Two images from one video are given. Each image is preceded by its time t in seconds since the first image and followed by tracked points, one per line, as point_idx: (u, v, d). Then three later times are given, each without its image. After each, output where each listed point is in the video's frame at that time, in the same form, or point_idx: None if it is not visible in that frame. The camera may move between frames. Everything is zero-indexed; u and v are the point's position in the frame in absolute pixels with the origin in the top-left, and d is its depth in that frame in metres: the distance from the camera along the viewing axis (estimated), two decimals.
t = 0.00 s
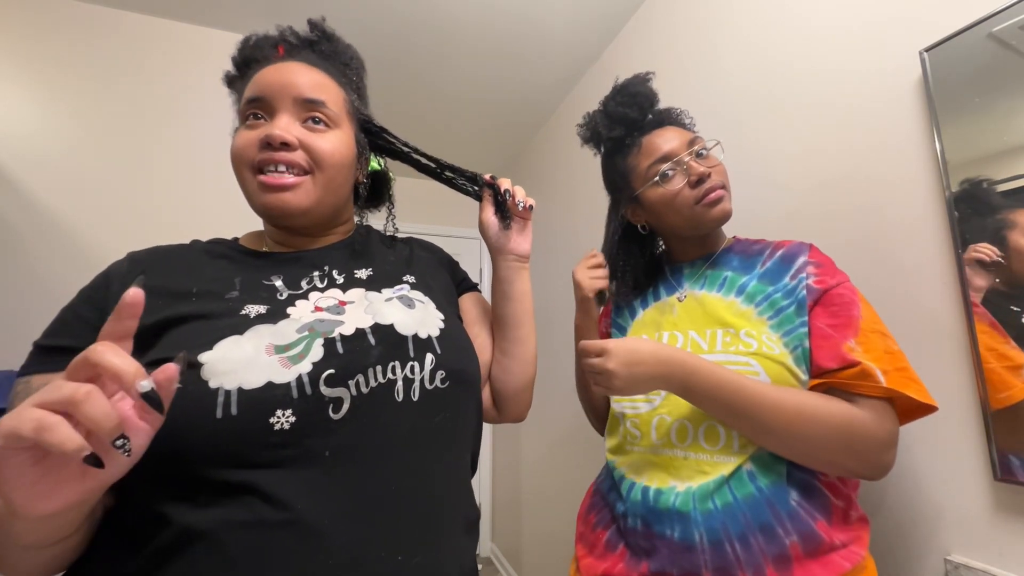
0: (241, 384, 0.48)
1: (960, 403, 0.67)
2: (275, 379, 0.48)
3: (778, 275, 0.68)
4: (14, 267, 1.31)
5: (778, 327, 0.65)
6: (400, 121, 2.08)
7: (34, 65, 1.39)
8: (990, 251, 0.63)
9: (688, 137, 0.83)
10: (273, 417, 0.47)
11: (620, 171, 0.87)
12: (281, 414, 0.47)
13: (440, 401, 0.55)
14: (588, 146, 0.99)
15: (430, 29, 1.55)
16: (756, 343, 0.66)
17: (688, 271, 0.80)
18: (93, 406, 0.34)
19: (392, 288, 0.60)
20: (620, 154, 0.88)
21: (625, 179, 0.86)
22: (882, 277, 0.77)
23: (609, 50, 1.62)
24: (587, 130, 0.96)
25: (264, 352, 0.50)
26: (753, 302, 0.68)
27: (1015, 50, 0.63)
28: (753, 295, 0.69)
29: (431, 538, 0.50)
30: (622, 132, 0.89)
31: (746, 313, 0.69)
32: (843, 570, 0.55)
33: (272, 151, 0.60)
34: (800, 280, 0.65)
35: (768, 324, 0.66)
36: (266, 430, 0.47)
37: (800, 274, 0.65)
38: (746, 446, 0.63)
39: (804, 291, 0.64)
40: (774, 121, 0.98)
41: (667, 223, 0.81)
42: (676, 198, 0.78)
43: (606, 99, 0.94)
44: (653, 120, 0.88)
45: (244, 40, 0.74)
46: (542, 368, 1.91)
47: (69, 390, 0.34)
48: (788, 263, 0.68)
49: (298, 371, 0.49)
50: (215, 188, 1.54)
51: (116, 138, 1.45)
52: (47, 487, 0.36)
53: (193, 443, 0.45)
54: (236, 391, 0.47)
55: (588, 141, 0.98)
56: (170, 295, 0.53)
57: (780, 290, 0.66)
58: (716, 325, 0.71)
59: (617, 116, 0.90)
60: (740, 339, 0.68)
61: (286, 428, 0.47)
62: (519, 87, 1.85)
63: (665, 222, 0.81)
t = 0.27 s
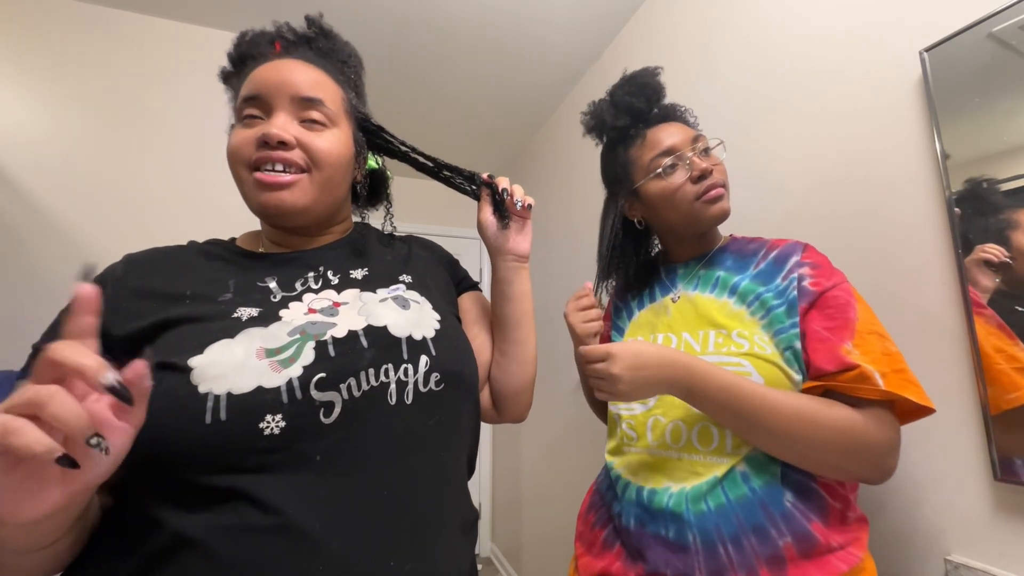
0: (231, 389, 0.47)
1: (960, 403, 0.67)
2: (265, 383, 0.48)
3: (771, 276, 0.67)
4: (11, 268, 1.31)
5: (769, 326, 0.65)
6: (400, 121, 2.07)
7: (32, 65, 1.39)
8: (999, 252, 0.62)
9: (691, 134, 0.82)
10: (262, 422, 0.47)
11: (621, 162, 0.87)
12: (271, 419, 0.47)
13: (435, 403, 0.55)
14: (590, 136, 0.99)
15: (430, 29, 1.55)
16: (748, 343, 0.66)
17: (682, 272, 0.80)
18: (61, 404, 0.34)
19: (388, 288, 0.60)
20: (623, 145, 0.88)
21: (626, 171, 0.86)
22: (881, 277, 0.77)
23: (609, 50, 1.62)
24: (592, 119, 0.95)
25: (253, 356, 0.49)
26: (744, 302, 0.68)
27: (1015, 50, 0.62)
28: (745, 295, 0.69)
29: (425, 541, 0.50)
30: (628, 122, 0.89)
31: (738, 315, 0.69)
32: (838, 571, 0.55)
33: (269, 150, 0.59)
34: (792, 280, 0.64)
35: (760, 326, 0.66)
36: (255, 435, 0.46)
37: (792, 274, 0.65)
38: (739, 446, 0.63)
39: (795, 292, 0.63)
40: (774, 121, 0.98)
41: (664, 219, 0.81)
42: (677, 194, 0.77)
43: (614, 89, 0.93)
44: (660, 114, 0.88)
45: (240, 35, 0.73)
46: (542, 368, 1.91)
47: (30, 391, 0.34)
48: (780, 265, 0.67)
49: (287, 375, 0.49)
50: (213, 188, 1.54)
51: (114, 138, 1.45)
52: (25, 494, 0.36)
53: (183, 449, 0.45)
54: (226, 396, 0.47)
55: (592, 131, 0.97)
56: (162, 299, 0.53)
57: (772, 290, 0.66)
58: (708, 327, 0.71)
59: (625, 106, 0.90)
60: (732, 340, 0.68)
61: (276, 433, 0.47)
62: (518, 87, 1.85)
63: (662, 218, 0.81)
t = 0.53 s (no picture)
0: (228, 389, 0.47)
1: (960, 403, 0.67)
2: (263, 382, 0.48)
3: (767, 279, 0.67)
4: (11, 269, 1.31)
5: (767, 329, 0.65)
6: (400, 121, 2.07)
7: (31, 65, 1.39)
8: (996, 253, 0.62)
9: (709, 126, 0.81)
10: (261, 420, 0.47)
11: (636, 138, 0.84)
12: (269, 418, 0.47)
13: (434, 403, 0.55)
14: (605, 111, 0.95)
15: (430, 29, 1.55)
16: (749, 344, 0.66)
17: (677, 271, 0.79)
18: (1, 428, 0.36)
19: (388, 288, 0.60)
20: (644, 121, 0.85)
21: (639, 147, 0.83)
22: (882, 277, 0.77)
23: (609, 50, 1.62)
24: (611, 93, 0.92)
25: (253, 354, 0.49)
26: (742, 303, 0.68)
27: (1015, 51, 0.62)
28: (742, 296, 0.69)
29: (423, 541, 0.50)
30: (654, 99, 0.86)
31: (736, 317, 0.68)
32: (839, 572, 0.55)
33: (274, 152, 0.59)
34: (789, 284, 0.65)
35: (758, 330, 0.66)
36: (253, 434, 0.46)
37: (789, 278, 0.65)
38: (743, 450, 0.62)
39: (794, 299, 0.63)
40: (774, 121, 0.98)
41: (669, 205, 0.79)
42: (692, 176, 0.75)
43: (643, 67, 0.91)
44: (683, 101, 0.87)
45: (244, 33, 0.73)
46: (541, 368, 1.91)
47: None
48: (777, 267, 0.68)
49: (286, 374, 0.49)
50: (212, 188, 1.54)
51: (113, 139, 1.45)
52: None
53: (182, 449, 0.45)
54: (224, 395, 0.47)
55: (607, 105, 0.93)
56: (162, 298, 0.53)
57: (767, 293, 0.66)
58: (706, 328, 0.70)
59: (652, 81, 0.87)
60: (731, 342, 0.67)
61: (275, 432, 0.47)
62: (518, 87, 1.84)
63: (668, 203, 0.79)
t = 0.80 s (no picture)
0: (232, 385, 0.47)
1: (960, 403, 0.67)
2: (268, 380, 0.48)
3: (772, 280, 0.70)
4: (12, 268, 1.31)
5: (772, 331, 0.67)
6: (400, 121, 2.07)
7: (32, 65, 1.39)
8: (989, 254, 0.63)
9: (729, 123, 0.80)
10: (264, 417, 0.47)
11: (658, 121, 0.82)
12: (273, 415, 0.47)
13: (436, 402, 0.55)
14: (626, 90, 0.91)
15: (430, 28, 1.55)
16: (759, 344, 0.67)
17: (680, 267, 0.78)
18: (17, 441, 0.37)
19: (390, 289, 0.60)
20: (670, 105, 0.83)
21: (660, 131, 0.81)
22: (883, 278, 0.77)
23: (609, 50, 1.62)
24: (637, 71, 0.87)
25: (258, 352, 0.50)
26: (748, 303, 0.70)
27: (1015, 51, 0.62)
28: (748, 296, 0.70)
29: (423, 541, 0.50)
30: (687, 84, 0.83)
31: (743, 317, 0.70)
32: (845, 567, 0.58)
33: (279, 153, 0.59)
34: (793, 286, 0.68)
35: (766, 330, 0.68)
36: (257, 432, 0.46)
37: (793, 281, 0.68)
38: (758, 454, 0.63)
39: (803, 302, 0.67)
40: (775, 121, 0.98)
41: (683, 195, 0.78)
42: (714, 166, 0.75)
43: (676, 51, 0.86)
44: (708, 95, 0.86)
45: (253, 34, 0.73)
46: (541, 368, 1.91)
47: None
48: (780, 269, 0.70)
49: (290, 372, 0.49)
50: (213, 188, 1.54)
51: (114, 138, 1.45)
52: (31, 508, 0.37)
53: (184, 446, 0.45)
54: (228, 392, 0.47)
55: (630, 81, 0.88)
56: (165, 296, 0.53)
57: (773, 294, 0.68)
58: (714, 327, 0.70)
59: (683, 63, 0.83)
60: (742, 342, 0.68)
61: (278, 429, 0.47)
62: (519, 87, 1.84)
63: (682, 193, 0.78)
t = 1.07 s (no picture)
0: (239, 384, 0.47)
1: (959, 403, 0.67)
2: (276, 379, 0.48)
3: (772, 281, 0.72)
4: (14, 268, 1.31)
5: (777, 331, 0.70)
6: (400, 121, 2.07)
7: (33, 65, 1.39)
8: (986, 255, 0.64)
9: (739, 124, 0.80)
10: (272, 416, 0.47)
11: (673, 115, 0.82)
12: (281, 414, 0.47)
13: (439, 401, 0.55)
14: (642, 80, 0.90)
15: (430, 28, 1.55)
16: (767, 344, 0.68)
17: (683, 264, 0.79)
18: (178, 426, 0.36)
19: (393, 289, 0.60)
20: (687, 99, 0.83)
21: (674, 125, 0.81)
22: (883, 277, 0.77)
23: (610, 50, 1.62)
24: (654, 62, 0.87)
25: (265, 352, 0.50)
26: (753, 303, 0.72)
27: (1015, 50, 0.63)
28: (752, 296, 0.72)
29: (425, 540, 0.50)
30: (703, 80, 0.83)
31: (746, 315, 0.71)
32: (847, 560, 0.61)
33: (282, 153, 0.60)
34: (792, 288, 0.71)
35: (767, 328, 0.70)
36: (265, 430, 0.46)
37: (790, 283, 0.72)
38: (770, 455, 0.64)
39: (803, 304, 0.70)
40: (774, 120, 0.98)
41: (690, 193, 0.78)
42: (725, 167, 0.75)
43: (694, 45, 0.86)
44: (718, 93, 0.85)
45: (251, 32, 0.73)
46: (541, 367, 1.91)
47: (161, 451, 0.33)
48: (778, 271, 0.73)
49: (297, 371, 0.49)
50: (213, 188, 1.54)
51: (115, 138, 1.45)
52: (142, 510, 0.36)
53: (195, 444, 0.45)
54: (235, 391, 0.47)
55: (646, 70, 0.88)
56: (168, 295, 0.53)
57: (775, 295, 0.71)
58: (723, 326, 0.71)
59: (702, 58, 0.82)
60: (750, 341, 0.69)
61: (286, 428, 0.47)
62: (519, 87, 1.85)
63: (690, 191, 0.78)
